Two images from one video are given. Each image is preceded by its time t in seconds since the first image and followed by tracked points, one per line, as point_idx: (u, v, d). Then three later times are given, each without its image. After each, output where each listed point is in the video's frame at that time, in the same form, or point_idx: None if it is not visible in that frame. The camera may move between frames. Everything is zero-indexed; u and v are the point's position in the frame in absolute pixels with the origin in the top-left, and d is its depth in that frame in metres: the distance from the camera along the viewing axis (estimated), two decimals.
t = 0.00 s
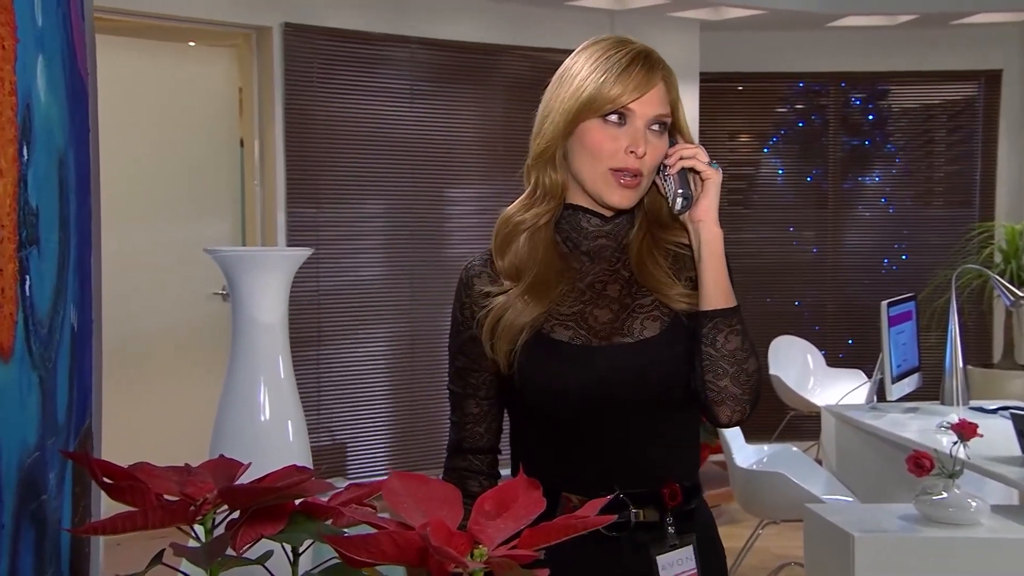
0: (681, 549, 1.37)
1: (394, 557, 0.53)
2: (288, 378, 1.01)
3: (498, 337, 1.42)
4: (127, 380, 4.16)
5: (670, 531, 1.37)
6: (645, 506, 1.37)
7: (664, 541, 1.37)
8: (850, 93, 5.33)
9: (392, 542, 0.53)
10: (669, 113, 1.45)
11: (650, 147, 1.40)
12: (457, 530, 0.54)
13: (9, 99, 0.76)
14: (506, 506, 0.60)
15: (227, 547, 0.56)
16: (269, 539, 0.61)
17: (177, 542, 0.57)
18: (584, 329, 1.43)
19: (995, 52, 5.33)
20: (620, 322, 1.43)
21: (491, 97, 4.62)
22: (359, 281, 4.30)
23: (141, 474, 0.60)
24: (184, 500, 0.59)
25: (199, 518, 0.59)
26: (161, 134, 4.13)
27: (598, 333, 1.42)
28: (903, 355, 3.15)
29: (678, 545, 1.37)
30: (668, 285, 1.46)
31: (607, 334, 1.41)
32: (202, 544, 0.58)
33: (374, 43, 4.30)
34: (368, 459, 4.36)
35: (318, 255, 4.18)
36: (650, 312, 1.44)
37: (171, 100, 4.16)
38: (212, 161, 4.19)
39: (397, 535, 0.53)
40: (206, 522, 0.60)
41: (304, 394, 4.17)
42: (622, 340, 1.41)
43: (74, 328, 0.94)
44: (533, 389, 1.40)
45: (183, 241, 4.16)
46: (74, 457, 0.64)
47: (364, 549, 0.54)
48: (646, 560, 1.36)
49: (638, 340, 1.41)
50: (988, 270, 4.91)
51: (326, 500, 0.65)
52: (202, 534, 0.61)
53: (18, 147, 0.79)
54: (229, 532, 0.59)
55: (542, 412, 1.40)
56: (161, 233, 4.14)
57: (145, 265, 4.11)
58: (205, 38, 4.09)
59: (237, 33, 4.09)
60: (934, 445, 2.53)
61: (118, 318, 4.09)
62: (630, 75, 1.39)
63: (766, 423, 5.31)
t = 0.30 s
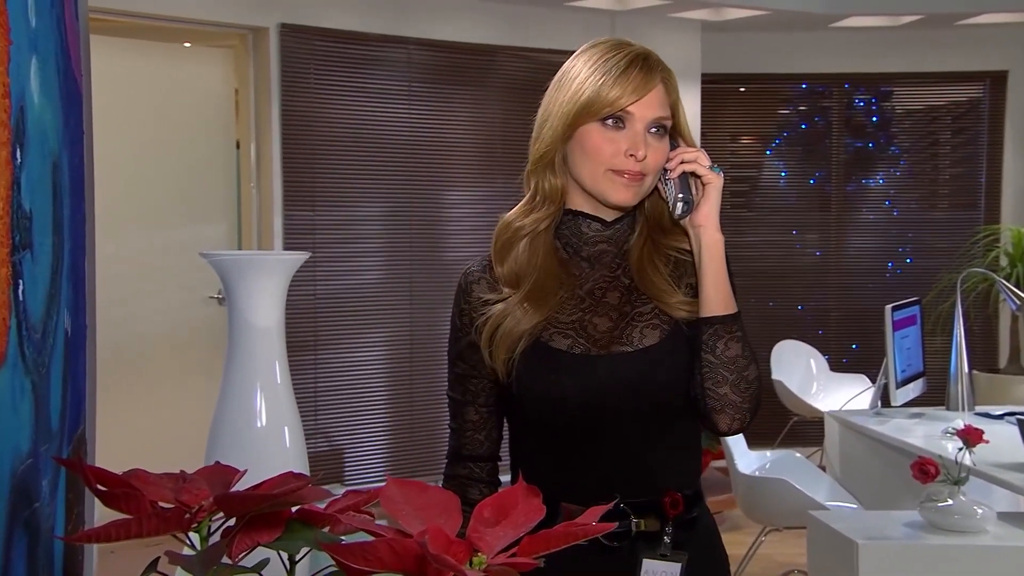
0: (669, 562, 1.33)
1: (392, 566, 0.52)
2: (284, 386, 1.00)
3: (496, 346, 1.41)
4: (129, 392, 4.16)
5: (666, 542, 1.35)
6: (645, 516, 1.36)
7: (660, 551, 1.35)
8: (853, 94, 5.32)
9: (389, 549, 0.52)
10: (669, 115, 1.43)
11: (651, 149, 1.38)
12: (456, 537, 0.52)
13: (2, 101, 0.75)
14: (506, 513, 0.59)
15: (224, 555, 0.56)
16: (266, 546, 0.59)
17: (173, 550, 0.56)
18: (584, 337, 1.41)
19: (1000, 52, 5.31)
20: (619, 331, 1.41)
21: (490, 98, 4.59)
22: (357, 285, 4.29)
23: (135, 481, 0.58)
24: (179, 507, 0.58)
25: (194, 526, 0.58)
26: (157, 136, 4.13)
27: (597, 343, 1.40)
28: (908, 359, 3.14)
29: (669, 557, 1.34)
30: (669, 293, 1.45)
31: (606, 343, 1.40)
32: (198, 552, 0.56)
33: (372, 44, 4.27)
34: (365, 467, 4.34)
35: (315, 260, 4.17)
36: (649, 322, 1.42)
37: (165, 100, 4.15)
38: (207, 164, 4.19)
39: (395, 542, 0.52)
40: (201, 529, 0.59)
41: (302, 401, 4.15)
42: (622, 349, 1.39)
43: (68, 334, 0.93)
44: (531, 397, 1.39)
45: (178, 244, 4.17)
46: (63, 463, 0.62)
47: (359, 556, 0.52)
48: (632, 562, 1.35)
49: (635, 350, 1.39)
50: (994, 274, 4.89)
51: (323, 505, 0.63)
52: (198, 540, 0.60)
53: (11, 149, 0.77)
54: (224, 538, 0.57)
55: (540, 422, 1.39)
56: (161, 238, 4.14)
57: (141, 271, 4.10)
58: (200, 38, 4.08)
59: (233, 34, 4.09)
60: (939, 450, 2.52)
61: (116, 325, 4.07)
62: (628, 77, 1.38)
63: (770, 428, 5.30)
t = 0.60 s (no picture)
0: (683, 562, 1.34)
1: (388, 571, 0.51)
2: (280, 389, 0.99)
3: (495, 349, 1.40)
4: (123, 398, 4.15)
5: (673, 546, 1.34)
6: (646, 520, 1.34)
7: (667, 554, 1.34)
8: (856, 92, 5.30)
9: (386, 554, 0.50)
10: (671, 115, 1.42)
11: (652, 149, 1.37)
12: (453, 540, 0.51)
13: None
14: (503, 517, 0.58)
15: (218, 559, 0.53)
16: (260, 551, 0.57)
17: (168, 554, 0.54)
18: (583, 339, 1.40)
19: (1004, 50, 5.29)
20: (620, 333, 1.40)
21: (489, 96, 4.57)
22: (354, 286, 4.26)
23: (129, 483, 0.57)
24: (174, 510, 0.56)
25: (188, 530, 0.56)
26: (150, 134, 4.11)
27: (597, 345, 1.39)
28: (910, 361, 3.11)
29: (682, 558, 1.34)
30: (671, 296, 1.43)
31: (607, 346, 1.39)
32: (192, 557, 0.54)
33: (370, 42, 4.25)
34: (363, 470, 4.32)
35: (311, 260, 4.14)
36: (651, 324, 1.42)
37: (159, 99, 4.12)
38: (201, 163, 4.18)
39: (390, 544, 0.51)
40: (196, 534, 0.58)
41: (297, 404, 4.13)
42: (622, 351, 1.39)
43: (60, 336, 0.92)
44: (530, 401, 1.38)
45: (171, 246, 4.12)
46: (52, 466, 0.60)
47: (354, 561, 0.51)
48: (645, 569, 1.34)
49: (636, 352, 1.39)
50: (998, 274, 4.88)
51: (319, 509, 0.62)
52: (193, 545, 0.58)
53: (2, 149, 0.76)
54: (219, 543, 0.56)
55: (540, 425, 1.37)
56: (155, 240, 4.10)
57: (134, 275, 4.07)
58: (195, 36, 4.05)
59: (227, 31, 4.05)
60: (943, 453, 2.51)
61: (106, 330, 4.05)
62: (629, 77, 1.36)
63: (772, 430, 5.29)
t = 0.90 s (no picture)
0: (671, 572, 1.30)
1: None
2: (271, 392, 0.98)
3: (490, 352, 1.38)
4: (108, 402, 4.11)
5: (667, 551, 1.33)
6: (644, 524, 1.33)
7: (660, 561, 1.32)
8: (856, 92, 5.29)
9: (378, 559, 0.49)
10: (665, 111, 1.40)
11: (646, 145, 1.35)
12: (448, 546, 0.50)
13: None
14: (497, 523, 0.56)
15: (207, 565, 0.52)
16: (251, 557, 0.56)
17: (155, 560, 0.53)
18: (580, 341, 1.39)
19: (1005, 49, 5.28)
20: (620, 336, 1.39)
21: (486, 95, 4.56)
22: (348, 288, 4.24)
23: (118, 489, 0.56)
24: (163, 516, 0.55)
25: (178, 536, 0.56)
26: (142, 135, 4.08)
27: (595, 347, 1.38)
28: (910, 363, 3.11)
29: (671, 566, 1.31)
30: (673, 302, 1.42)
31: (605, 348, 1.38)
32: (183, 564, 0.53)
33: (364, 40, 4.23)
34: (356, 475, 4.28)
35: (304, 260, 4.11)
36: (650, 328, 1.40)
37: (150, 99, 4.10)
38: (192, 165, 4.14)
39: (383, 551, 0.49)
40: (185, 539, 0.57)
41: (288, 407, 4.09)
42: (621, 355, 1.37)
43: (48, 338, 0.91)
44: (525, 404, 1.36)
45: (162, 246, 4.12)
46: (41, 471, 0.59)
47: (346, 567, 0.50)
48: None
49: (635, 356, 1.37)
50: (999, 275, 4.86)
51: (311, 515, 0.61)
52: (183, 551, 0.57)
53: None
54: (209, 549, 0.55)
55: (535, 428, 1.36)
56: (142, 243, 4.09)
57: (119, 277, 4.06)
58: (185, 33, 4.02)
59: (219, 29, 4.05)
60: (944, 457, 2.49)
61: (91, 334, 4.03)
62: (619, 71, 1.35)
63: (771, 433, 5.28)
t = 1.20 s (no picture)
0: None
1: None
2: (262, 398, 0.96)
3: (489, 356, 1.38)
4: (101, 403, 4.08)
5: (670, 558, 1.31)
6: (643, 531, 1.31)
7: (663, 567, 1.30)
8: (856, 92, 5.28)
9: (371, 566, 0.48)
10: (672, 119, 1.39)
11: (654, 153, 1.34)
12: (442, 553, 0.48)
13: None
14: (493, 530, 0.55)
15: None
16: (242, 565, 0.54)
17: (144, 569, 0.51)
18: (581, 345, 1.38)
19: (1006, 49, 5.27)
20: (622, 340, 1.38)
21: (482, 95, 4.54)
22: (342, 291, 4.22)
23: (106, 495, 0.54)
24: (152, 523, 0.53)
25: (168, 544, 0.53)
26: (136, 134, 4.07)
27: (596, 351, 1.37)
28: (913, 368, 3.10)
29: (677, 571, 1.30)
30: (676, 302, 1.40)
31: (607, 353, 1.36)
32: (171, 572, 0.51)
33: (358, 40, 4.21)
34: (349, 479, 4.26)
35: (296, 263, 4.10)
36: (653, 334, 1.38)
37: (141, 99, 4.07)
38: (183, 165, 4.12)
39: (376, 557, 0.48)
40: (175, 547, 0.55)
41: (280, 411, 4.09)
42: (623, 359, 1.36)
43: (35, 343, 0.89)
44: (523, 409, 1.35)
45: (154, 247, 4.10)
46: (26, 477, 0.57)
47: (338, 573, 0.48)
48: None
49: (637, 361, 1.36)
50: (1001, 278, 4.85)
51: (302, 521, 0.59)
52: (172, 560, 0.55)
53: None
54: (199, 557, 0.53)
55: (532, 434, 1.35)
56: (135, 243, 4.07)
57: (111, 277, 4.03)
58: (178, 33, 4.02)
59: (211, 28, 4.01)
60: (946, 463, 2.48)
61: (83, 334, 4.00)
62: (631, 79, 1.34)
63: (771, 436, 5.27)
